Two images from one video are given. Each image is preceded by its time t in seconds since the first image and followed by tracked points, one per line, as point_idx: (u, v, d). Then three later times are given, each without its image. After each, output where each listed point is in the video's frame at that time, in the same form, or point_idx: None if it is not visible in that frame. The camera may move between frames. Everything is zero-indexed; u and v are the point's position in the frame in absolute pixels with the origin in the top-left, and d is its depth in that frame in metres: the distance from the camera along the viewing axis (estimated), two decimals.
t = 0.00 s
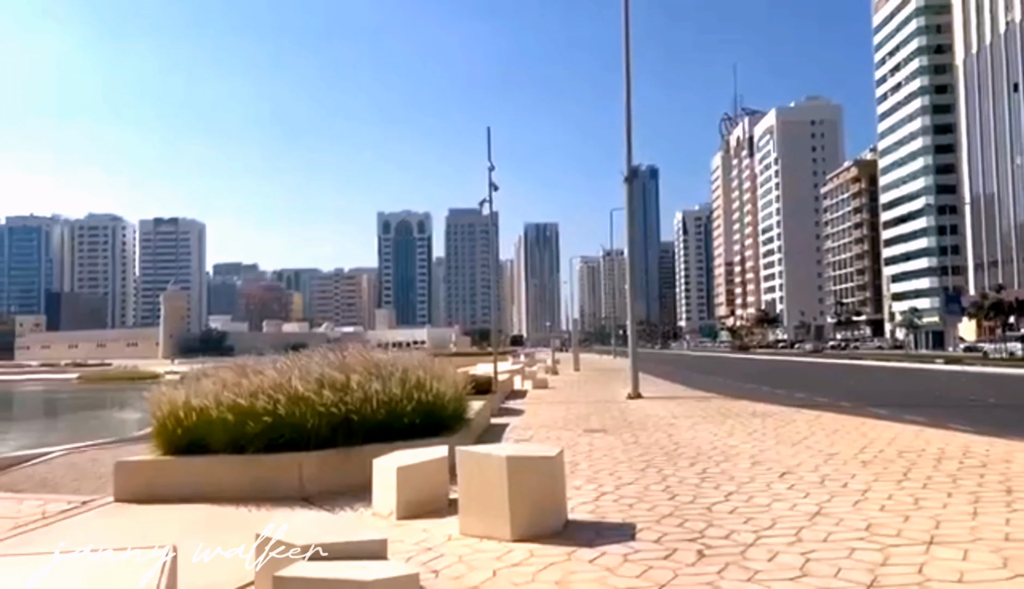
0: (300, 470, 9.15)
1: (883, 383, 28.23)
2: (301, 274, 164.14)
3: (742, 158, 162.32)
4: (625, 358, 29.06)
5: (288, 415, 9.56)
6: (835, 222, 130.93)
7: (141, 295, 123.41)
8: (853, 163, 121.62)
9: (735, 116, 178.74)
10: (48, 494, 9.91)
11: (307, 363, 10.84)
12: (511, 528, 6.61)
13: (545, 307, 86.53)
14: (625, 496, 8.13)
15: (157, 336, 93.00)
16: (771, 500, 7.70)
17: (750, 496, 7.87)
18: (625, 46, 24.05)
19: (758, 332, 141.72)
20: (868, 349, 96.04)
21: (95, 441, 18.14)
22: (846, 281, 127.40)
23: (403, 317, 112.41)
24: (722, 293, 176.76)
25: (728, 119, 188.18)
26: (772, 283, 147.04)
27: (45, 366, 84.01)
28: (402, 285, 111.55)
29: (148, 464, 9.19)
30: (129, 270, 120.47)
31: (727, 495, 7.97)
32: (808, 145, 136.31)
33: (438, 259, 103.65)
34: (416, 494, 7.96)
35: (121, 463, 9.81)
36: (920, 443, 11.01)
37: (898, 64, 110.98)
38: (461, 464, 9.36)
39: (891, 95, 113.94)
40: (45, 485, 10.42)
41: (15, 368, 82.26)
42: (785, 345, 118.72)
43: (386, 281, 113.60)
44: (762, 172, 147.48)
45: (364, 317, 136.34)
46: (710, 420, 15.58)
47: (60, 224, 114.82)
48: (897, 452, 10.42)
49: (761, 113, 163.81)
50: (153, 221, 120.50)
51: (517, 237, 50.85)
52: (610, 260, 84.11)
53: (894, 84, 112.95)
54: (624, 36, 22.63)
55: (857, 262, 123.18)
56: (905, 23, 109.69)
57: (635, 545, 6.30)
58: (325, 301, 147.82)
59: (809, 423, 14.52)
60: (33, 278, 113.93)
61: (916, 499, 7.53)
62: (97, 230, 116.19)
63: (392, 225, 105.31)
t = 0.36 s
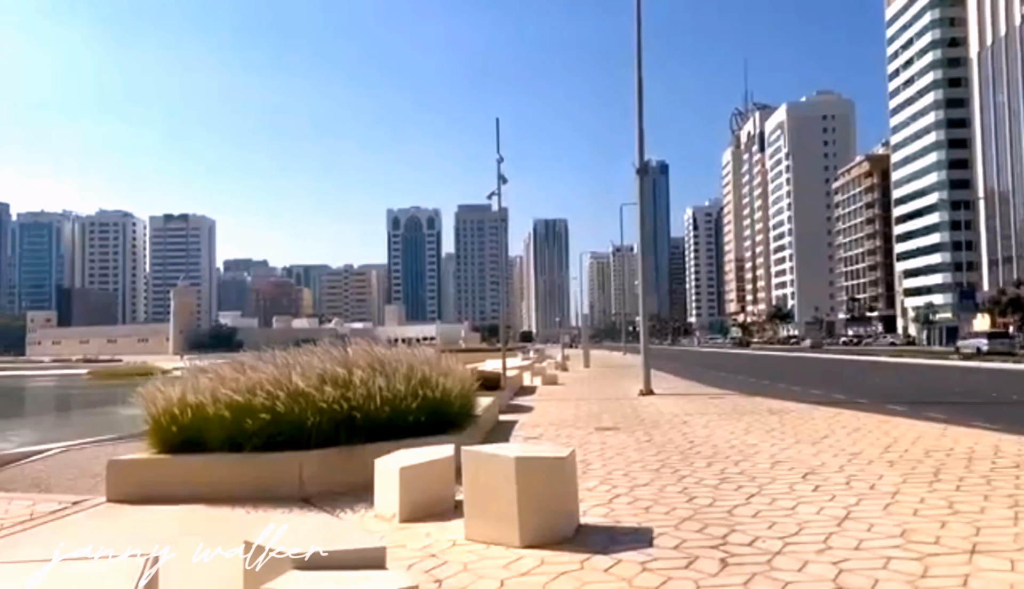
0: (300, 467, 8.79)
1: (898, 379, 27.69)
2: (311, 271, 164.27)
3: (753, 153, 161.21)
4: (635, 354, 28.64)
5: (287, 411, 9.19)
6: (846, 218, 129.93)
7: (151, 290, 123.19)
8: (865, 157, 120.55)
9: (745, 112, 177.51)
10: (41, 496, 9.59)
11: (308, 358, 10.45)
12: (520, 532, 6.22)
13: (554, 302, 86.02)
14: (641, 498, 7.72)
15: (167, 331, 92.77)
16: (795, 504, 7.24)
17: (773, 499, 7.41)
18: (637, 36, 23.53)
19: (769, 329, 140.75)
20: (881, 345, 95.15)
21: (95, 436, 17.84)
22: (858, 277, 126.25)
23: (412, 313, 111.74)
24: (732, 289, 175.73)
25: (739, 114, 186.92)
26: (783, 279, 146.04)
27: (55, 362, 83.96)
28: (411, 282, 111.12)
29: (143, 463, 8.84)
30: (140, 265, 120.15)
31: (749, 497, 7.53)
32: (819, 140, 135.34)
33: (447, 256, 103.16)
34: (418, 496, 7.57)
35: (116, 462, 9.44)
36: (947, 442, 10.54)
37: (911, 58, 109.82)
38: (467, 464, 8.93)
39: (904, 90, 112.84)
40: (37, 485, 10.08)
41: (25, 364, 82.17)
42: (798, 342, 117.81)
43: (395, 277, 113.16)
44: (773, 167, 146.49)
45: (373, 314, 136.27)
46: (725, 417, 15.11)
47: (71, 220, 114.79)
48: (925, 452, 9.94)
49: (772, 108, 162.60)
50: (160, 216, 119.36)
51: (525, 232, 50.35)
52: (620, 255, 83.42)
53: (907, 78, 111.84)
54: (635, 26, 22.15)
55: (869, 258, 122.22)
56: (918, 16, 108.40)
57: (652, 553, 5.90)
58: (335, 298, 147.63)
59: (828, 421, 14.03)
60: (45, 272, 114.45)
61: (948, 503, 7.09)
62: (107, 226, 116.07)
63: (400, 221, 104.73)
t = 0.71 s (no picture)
0: (291, 476, 8.38)
1: (910, 383, 27.14)
2: (315, 272, 164.18)
3: (758, 155, 160.64)
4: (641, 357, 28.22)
5: (279, 418, 8.77)
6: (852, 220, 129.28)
7: (155, 291, 122.93)
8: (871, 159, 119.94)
9: (751, 113, 176.98)
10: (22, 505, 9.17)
11: (303, 361, 10.04)
12: (520, 551, 5.79)
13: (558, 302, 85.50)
14: (650, 512, 7.28)
15: (171, 332, 92.54)
16: (815, 518, 6.80)
17: (790, 514, 6.98)
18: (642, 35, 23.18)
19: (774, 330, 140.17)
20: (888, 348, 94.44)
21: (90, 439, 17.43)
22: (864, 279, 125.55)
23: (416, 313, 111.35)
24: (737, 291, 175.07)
25: (744, 115, 186.38)
26: (788, 281, 145.40)
27: (58, 363, 83.66)
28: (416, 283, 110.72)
29: (126, 471, 8.44)
30: (144, 266, 119.79)
31: (765, 513, 7.09)
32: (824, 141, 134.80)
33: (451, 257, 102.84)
34: (415, 509, 7.15)
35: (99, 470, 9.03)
36: (968, 452, 10.06)
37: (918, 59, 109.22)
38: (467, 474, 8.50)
39: (910, 91, 112.24)
40: (20, 494, 9.69)
41: (28, 365, 82.05)
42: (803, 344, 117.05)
43: (399, 278, 112.83)
44: (778, 168, 145.94)
45: (377, 315, 136.19)
46: (735, 423, 14.67)
47: (75, 221, 114.71)
48: (948, 460, 9.47)
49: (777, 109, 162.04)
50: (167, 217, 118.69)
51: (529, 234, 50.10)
52: (624, 256, 82.66)
53: (913, 79, 111.27)
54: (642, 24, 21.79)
55: (874, 260, 121.53)
56: (925, 17, 107.72)
57: (663, 575, 5.46)
58: (339, 299, 147.28)
59: (843, 427, 13.56)
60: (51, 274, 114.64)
61: (978, 517, 6.66)
62: (111, 227, 115.86)
63: (405, 223, 104.42)
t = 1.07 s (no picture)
0: (271, 488, 7.97)
1: (909, 387, 26.78)
2: (311, 276, 163.60)
3: (753, 159, 160.57)
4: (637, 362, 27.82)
5: (260, 426, 8.36)
6: (848, 224, 129.18)
7: (150, 295, 122.17)
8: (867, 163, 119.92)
9: (747, 117, 176.98)
10: None
11: (285, 367, 9.62)
12: (511, 571, 5.39)
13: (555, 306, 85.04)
14: (649, 526, 6.87)
15: (165, 336, 91.89)
16: (823, 533, 6.40)
17: (798, 529, 6.57)
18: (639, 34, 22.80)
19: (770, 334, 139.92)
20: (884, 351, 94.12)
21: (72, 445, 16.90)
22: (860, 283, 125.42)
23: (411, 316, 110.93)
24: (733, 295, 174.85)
25: (740, 120, 186.31)
26: (783, 285, 145.25)
27: (52, 367, 83.03)
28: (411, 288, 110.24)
29: (99, 482, 8.00)
30: (139, 270, 119.00)
31: (771, 528, 6.69)
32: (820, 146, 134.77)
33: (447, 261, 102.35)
34: (399, 523, 6.72)
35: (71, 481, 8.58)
36: (978, 460, 9.65)
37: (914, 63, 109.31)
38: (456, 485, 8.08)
39: (906, 95, 112.27)
40: None
41: (21, 369, 81.36)
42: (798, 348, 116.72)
43: (395, 282, 112.22)
44: (774, 172, 145.88)
45: (373, 319, 135.74)
46: (734, 430, 14.26)
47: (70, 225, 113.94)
48: (958, 470, 9.08)
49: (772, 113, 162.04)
50: (162, 222, 115.65)
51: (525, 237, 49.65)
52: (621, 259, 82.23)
53: (909, 83, 111.32)
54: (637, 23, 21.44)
55: (870, 264, 121.38)
56: (921, 21, 107.71)
57: None
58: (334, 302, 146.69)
59: (845, 434, 13.18)
60: (46, 276, 113.93)
61: (998, 531, 6.27)
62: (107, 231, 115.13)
63: (401, 226, 103.92)
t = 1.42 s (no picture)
0: (245, 497, 7.51)
1: (902, 391, 26.46)
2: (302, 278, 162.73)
3: (745, 163, 160.75)
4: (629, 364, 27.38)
5: (233, 430, 7.90)
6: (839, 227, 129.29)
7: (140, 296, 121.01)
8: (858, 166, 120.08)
9: (738, 120, 177.24)
10: None
11: (260, 368, 9.16)
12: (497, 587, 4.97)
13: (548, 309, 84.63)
14: (644, 538, 6.45)
15: (155, 338, 90.86)
16: (830, 546, 6.00)
17: (803, 541, 6.17)
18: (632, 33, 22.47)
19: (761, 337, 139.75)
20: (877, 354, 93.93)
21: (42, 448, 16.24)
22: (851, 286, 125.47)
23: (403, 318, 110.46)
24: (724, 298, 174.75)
25: (731, 123, 186.59)
26: (775, 288, 145.19)
27: (40, 369, 81.96)
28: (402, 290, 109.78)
29: (62, 491, 7.52)
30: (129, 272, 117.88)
31: (774, 539, 6.28)
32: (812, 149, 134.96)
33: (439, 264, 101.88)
34: (380, 533, 6.29)
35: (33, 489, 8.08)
36: (985, 466, 9.26)
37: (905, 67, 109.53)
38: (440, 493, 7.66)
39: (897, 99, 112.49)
40: None
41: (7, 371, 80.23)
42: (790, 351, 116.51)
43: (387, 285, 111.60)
44: (766, 176, 146.05)
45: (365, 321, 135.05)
46: (730, 434, 13.84)
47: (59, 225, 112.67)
48: (965, 475, 8.68)
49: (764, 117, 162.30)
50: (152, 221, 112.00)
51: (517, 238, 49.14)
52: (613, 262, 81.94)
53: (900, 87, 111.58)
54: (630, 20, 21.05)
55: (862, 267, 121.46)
56: (912, 25, 107.99)
57: None
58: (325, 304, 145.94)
59: (845, 438, 12.80)
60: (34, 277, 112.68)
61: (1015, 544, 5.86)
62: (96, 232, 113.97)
63: (392, 228, 103.42)
